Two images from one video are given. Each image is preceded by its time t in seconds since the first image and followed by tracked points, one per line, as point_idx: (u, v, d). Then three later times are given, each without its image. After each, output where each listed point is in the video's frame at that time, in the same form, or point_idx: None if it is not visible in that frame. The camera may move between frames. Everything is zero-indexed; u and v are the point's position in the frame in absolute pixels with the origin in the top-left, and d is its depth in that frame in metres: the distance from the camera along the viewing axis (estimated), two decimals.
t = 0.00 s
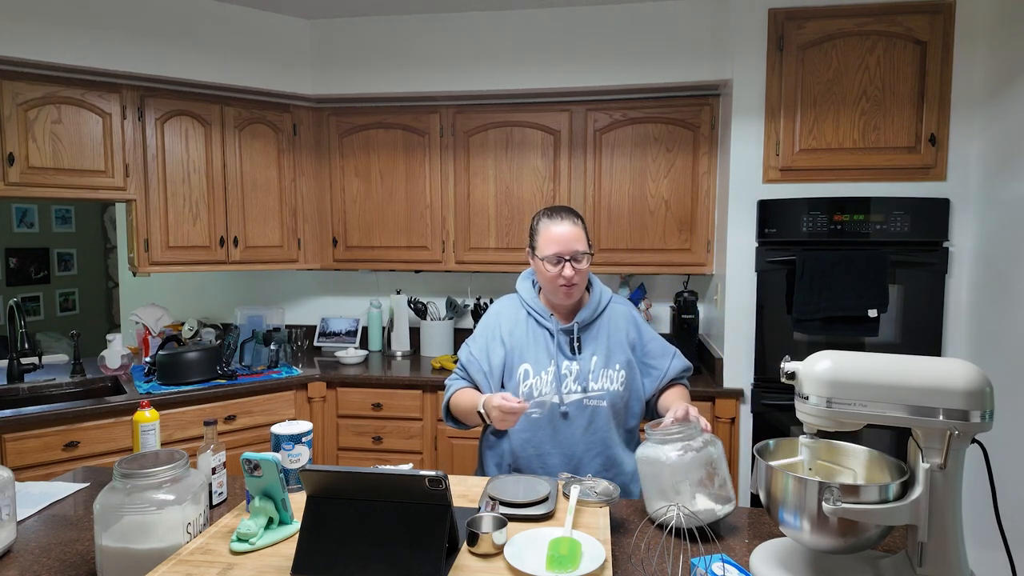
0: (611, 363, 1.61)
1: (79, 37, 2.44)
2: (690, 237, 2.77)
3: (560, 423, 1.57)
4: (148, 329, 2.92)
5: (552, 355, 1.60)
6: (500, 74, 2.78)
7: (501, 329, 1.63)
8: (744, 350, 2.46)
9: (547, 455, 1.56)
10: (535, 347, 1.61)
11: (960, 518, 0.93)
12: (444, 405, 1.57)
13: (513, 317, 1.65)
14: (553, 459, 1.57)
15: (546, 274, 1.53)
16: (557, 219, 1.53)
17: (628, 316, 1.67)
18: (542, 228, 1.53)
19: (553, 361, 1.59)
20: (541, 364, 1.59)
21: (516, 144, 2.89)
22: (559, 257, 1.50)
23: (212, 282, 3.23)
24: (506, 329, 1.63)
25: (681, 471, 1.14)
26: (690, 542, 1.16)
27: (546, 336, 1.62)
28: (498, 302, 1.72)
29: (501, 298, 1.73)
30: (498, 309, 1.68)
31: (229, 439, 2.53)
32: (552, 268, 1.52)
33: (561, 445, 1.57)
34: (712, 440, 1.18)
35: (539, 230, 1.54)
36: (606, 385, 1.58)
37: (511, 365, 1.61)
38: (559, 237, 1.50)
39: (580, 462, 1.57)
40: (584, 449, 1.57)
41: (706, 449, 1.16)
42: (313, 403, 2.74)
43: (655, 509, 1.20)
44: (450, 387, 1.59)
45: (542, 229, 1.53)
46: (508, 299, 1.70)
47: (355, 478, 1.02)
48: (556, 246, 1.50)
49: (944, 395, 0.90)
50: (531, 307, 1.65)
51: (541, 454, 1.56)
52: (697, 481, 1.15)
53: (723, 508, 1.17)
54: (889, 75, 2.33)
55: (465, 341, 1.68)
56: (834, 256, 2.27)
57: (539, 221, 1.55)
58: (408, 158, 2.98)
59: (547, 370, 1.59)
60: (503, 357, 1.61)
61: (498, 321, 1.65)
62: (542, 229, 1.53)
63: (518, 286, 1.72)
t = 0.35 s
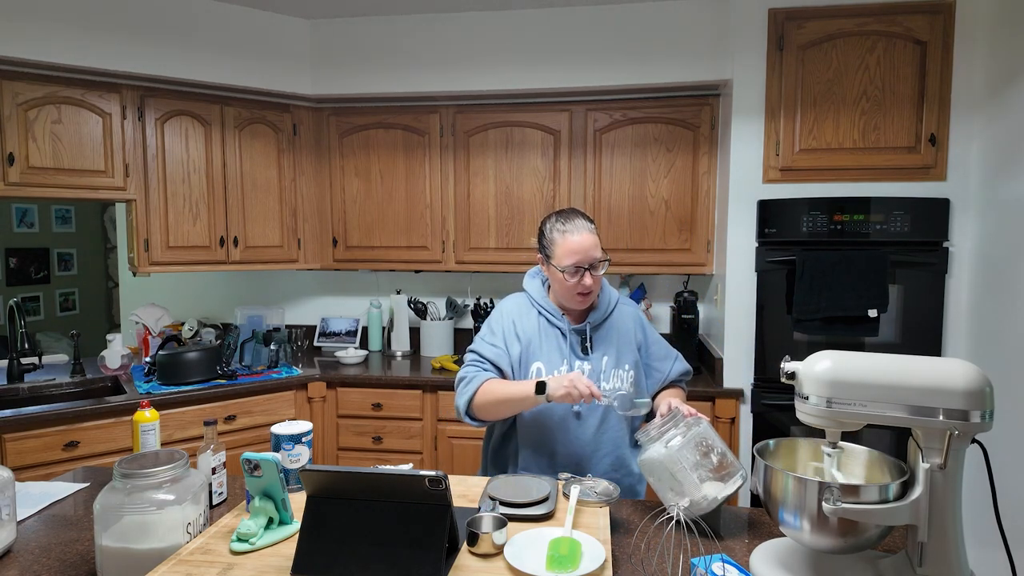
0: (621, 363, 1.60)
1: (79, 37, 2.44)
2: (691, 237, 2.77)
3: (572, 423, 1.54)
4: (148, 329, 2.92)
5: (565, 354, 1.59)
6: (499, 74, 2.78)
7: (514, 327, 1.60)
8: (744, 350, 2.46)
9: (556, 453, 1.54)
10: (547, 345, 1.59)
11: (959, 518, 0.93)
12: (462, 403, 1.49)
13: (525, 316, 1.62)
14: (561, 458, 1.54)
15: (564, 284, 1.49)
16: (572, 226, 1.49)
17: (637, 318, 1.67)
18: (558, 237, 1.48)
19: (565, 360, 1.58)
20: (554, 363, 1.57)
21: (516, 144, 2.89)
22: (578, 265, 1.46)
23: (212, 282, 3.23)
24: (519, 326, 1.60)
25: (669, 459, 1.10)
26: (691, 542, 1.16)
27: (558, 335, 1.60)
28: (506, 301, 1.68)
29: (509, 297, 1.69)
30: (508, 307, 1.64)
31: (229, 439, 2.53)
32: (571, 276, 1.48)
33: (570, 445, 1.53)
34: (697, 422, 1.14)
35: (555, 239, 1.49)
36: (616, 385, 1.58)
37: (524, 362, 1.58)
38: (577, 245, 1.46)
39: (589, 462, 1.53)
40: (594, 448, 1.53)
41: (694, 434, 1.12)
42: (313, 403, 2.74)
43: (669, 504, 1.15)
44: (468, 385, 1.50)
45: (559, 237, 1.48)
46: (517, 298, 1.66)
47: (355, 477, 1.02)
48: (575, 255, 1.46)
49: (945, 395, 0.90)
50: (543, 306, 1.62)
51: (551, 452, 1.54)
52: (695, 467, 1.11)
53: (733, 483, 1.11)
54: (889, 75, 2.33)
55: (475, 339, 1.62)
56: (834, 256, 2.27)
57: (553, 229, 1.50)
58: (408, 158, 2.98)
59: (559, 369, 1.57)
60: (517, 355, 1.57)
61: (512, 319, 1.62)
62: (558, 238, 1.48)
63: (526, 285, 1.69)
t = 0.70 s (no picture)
0: (627, 363, 1.61)
1: (79, 37, 2.43)
2: (691, 236, 2.77)
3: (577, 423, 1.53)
4: (148, 329, 2.92)
5: (573, 353, 1.59)
6: (499, 74, 2.78)
7: (530, 323, 1.55)
8: (744, 350, 2.46)
9: (561, 453, 1.54)
10: (557, 344, 1.58)
11: (959, 518, 0.93)
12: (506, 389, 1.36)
13: (540, 312, 1.58)
14: (566, 458, 1.54)
15: (561, 287, 1.49)
16: (565, 229, 1.47)
17: (641, 317, 1.68)
18: (552, 240, 1.47)
19: (572, 360, 1.58)
20: (562, 362, 1.57)
21: (516, 144, 2.89)
22: (573, 268, 1.45)
23: (212, 282, 3.23)
24: (533, 323, 1.56)
25: (650, 462, 1.09)
26: (691, 542, 1.16)
27: (566, 334, 1.59)
28: (515, 297, 1.63)
29: (517, 292, 1.65)
30: (521, 302, 1.59)
31: (229, 439, 2.53)
32: (567, 279, 1.47)
33: (575, 445, 1.53)
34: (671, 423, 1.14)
35: (549, 243, 1.48)
36: (622, 385, 1.59)
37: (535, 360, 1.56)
38: (570, 249, 1.44)
39: (594, 462, 1.53)
40: (598, 449, 1.53)
41: (669, 435, 1.11)
42: (313, 403, 2.74)
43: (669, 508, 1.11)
44: (516, 370, 1.39)
45: (552, 240, 1.47)
46: (525, 296, 1.62)
47: (355, 477, 1.02)
48: (569, 259, 1.45)
49: (945, 395, 0.90)
50: (552, 305, 1.59)
51: (556, 450, 1.54)
52: (679, 466, 1.08)
53: (725, 472, 1.07)
54: (888, 75, 2.33)
55: (493, 333, 1.55)
56: (834, 256, 2.27)
57: (547, 232, 1.49)
58: (408, 158, 2.98)
59: (567, 368, 1.57)
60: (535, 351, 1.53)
61: (527, 315, 1.57)
62: (552, 241, 1.47)
63: (533, 281, 1.66)
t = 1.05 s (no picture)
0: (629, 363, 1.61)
1: (79, 37, 2.43)
2: (691, 236, 2.77)
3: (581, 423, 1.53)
4: (148, 329, 2.92)
5: (577, 353, 1.59)
6: (499, 73, 2.78)
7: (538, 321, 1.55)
8: (744, 350, 2.46)
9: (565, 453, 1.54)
10: (562, 343, 1.58)
11: (959, 517, 0.93)
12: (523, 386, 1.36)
13: (548, 310, 1.58)
14: (570, 458, 1.53)
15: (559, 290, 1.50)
16: (563, 231, 1.46)
17: (644, 317, 1.68)
18: (550, 242, 1.47)
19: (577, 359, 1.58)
20: (566, 361, 1.57)
21: (516, 144, 2.89)
22: (571, 272, 1.46)
23: (212, 282, 3.23)
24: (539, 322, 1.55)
25: (644, 466, 1.08)
26: (691, 543, 1.16)
27: (570, 334, 1.59)
28: (519, 295, 1.62)
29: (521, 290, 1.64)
30: (527, 301, 1.59)
31: (229, 439, 2.53)
32: (565, 282, 1.47)
33: (579, 445, 1.53)
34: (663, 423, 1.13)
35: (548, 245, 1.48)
36: (625, 385, 1.60)
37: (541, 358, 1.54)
38: (568, 253, 1.44)
39: (597, 462, 1.53)
40: (601, 448, 1.53)
41: (662, 437, 1.10)
42: (313, 403, 2.74)
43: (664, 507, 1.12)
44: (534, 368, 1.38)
45: (551, 243, 1.47)
46: (529, 294, 1.61)
47: (354, 477, 1.02)
48: (567, 262, 1.45)
49: (945, 395, 0.90)
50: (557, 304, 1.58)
51: (559, 449, 1.54)
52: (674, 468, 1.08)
53: (719, 471, 1.08)
54: (888, 75, 2.32)
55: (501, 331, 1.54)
56: (834, 256, 2.27)
57: (545, 234, 1.49)
58: (408, 157, 2.98)
59: (571, 368, 1.57)
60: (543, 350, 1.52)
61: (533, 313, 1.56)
62: (550, 244, 1.47)
63: (536, 279, 1.65)
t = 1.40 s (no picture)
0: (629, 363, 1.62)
1: (79, 36, 2.43)
2: (691, 236, 2.77)
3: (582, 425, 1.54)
4: (148, 329, 2.92)
5: (576, 354, 1.57)
6: (499, 73, 2.78)
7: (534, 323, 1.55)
8: (744, 350, 2.46)
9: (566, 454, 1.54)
10: (561, 343, 1.57)
11: (959, 517, 0.93)
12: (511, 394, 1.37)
13: (546, 311, 1.58)
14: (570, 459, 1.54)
15: (577, 283, 1.50)
16: (588, 225, 1.49)
17: (642, 317, 1.68)
18: (574, 234, 1.48)
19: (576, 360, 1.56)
20: (565, 362, 1.55)
21: (516, 144, 2.89)
22: (593, 265, 1.47)
23: (212, 282, 3.23)
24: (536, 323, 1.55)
25: (629, 475, 1.10)
26: (690, 543, 1.16)
27: (569, 334, 1.58)
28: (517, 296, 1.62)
29: (520, 292, 1.64)
30: (524, 303, 1.59)
31: (229, 439, 2.53)
32: (585, 275, 1.48)
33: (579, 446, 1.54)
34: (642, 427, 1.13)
35: (571, 237, 1.49)
36: (624, 385, 1.60)
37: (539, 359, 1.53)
38: (592, 245, 1.46)
39: (597, 462, 1.55)
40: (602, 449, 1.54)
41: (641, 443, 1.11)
42: (313, 403, 2.74)
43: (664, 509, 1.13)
44: (521, 375, 1.39)
45: (575, 235, 1.48)
46: (528, 294, 1.62)
47: (354, 477, 1.02)
48: (590, 254, 1.46)
49: (945, 396, 0.90)
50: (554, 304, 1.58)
51: (560, 451, 1.54)
52: (658, 472, 1.09)
53: (705, 467, 1.07)
54: (888, 75, 2.32)
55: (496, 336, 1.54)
56: (834, 256, 2.27)
57: (569, 226, 1.50)
58: (408, 157, 2.98)
59: (570, 368, 1.55)
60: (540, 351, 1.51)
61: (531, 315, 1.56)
62: (574, 236, 1.48)
63: (535, 279, 1.65)
